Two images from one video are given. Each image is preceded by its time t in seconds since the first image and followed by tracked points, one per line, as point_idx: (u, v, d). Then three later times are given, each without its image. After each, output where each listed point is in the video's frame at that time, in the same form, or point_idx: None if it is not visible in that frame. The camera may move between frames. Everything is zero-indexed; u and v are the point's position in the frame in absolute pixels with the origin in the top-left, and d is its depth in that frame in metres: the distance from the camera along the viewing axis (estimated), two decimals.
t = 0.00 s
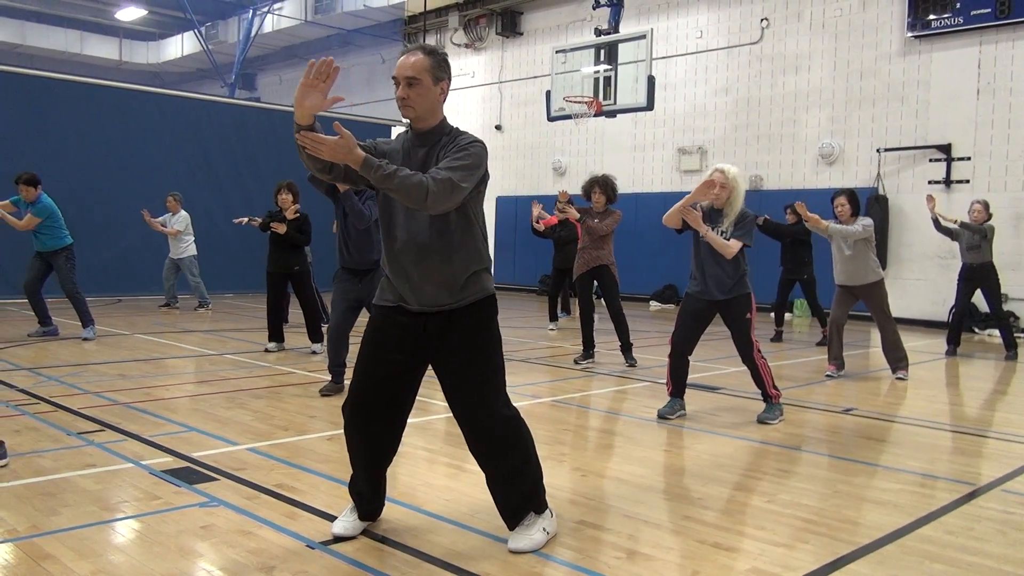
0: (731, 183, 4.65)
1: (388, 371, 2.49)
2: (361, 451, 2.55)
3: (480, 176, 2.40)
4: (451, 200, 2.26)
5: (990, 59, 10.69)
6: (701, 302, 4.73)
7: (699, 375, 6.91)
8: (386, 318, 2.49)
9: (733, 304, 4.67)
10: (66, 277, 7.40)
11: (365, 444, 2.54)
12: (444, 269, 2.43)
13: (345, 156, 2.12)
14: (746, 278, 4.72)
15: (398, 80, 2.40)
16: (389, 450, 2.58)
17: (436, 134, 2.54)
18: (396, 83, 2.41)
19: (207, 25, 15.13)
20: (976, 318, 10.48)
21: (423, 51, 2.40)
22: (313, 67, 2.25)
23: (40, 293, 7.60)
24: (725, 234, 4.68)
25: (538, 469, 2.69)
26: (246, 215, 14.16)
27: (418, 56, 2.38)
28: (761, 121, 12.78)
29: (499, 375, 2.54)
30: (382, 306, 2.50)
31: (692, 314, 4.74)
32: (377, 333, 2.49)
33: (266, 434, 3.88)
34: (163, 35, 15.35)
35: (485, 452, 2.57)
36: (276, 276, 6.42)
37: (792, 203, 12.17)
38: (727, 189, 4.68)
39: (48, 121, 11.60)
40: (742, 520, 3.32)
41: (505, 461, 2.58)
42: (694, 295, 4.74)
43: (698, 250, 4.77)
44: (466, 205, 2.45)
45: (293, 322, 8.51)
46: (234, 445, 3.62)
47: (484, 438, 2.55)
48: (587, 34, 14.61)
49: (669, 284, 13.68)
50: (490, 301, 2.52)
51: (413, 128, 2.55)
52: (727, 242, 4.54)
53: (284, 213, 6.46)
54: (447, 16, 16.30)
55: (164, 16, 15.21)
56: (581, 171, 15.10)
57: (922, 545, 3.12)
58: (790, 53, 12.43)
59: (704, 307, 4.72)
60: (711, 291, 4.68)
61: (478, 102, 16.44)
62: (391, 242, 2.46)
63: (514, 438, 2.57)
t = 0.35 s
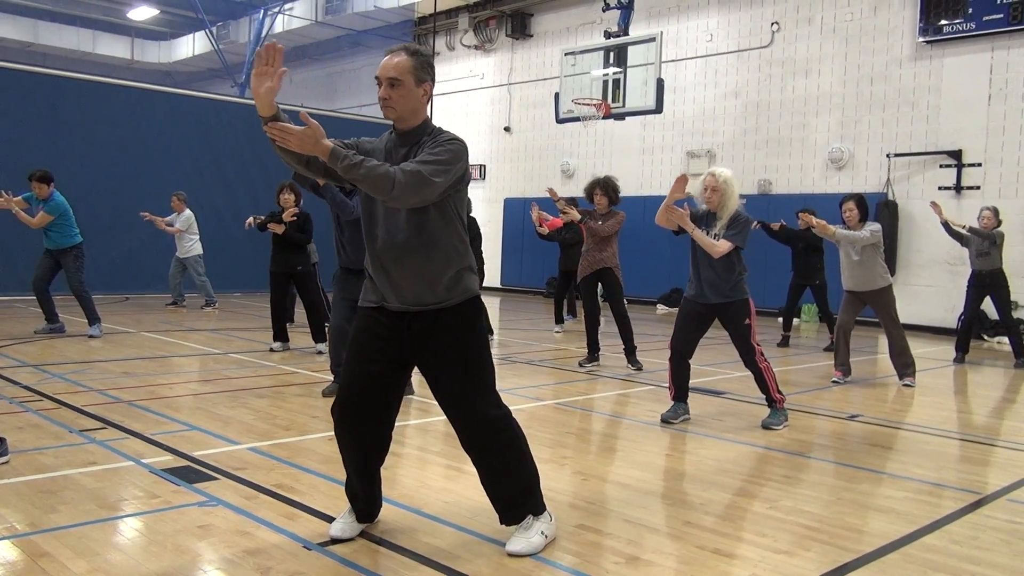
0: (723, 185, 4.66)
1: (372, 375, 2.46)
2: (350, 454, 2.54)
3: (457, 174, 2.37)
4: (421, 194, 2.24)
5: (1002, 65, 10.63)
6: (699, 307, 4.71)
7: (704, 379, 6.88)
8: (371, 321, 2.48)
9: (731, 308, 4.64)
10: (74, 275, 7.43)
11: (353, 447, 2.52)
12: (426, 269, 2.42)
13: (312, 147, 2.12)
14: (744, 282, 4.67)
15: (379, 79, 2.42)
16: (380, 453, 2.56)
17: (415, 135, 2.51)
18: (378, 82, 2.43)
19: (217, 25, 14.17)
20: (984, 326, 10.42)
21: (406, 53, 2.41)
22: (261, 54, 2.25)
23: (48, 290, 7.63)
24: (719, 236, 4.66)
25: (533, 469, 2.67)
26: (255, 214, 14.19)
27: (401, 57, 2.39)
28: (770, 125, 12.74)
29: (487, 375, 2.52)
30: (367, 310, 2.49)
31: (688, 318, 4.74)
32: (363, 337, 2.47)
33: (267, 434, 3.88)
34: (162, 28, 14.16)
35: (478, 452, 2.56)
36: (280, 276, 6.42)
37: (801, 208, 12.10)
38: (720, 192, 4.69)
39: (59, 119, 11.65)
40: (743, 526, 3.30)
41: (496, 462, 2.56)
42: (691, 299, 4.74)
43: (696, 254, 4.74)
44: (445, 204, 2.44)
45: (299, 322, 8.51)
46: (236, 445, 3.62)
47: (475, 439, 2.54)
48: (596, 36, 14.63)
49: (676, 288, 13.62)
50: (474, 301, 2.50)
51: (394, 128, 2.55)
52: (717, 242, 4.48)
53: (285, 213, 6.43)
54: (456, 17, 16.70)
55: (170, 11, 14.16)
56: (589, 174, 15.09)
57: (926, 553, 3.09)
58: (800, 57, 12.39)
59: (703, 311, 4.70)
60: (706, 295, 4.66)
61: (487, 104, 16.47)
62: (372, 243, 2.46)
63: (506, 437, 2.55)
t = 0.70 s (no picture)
0: (704, 190, 4.68)
1: (342, 376, 2.45)
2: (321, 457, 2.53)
3: (423, 171, 2.36)
4: (381, 188, 2.23)
5: (996, 72, 10.65)
6: (682, 310, 4.71)
7: (693, 383, 6.88)
8: (340, 322, 2.47)
9: (716, 313, 4.64)
10: (65, 271, 7.38)
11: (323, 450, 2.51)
12: (394, 269, 2.41)
13: (270, 140, 2.11)
14: (727, 286, 4.67)
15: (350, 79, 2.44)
16: (353, 454, 2.56)
17: (384, 134, 2.51)
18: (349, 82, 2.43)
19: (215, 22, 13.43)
20: (975, 333, 10.44)
21: (378, 53, 2.41)
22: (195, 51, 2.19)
23: (37, 285, 7.59)
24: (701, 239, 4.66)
25: (511, 469, 2.66)
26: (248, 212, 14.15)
27: (373, 58, 2.39)
28: (764, 130, 12.76)
29: (459, 375, 2.51)
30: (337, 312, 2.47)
31: (674, 321, 4.73)
32: (333, 339, 2.46)
33: (251, 433, 3.86)
34: (160, 23, 12.81)
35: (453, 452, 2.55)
36: (267, 274, 6.46)
37: (796, 214, 12.11)
38: (700, 196, 4.71)
39: (53, 113, 11.61)
40: (725, 531, 3.30)
41: (472, 462, 2.56)
42: (677, 303, 4.73)
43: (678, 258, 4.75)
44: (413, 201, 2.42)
45: (289, 320, 8.49)
46: (218, 444, 3.60)
47: (450, 438, 2.53)
48: (593, 38, 14.64)
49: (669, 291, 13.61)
50: (445, 300, 2.48)
51: (366, 128, 2.54)
52: (692, 243, 4.48)
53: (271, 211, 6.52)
54: (453, 17, 16.74)
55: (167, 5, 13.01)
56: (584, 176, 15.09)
57: (907, 561, 3.09)
58: (796, 63, 12.41)
59: (687, 315, 4.70)
60: (690, 298, 4.66)
61: (483, 104, 16.49)
62: (341, 243, 2.45)
63: (481, 437, 2.55)
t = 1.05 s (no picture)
0: (683, 192, 4.71)
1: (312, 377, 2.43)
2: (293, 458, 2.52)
3: (387, 169, 2.35)
4: (342, 184, 2.23)
5: (987, 76, 10.68)
6: (663, 311, 4.72)
7: (681, 384, 6.88)
8: (311, 324, 2.46)
9: (698, 315, 4.64)
10: (54, 268, 7.33)
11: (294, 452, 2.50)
12: (362, 269, 2.40)
13: (226, 134, 2.12)
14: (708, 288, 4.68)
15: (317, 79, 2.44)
16: (325, 455, 2.54)
17: (351, 134, 2.50)
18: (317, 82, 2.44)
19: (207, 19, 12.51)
20: (964, 336, 10.49)
21: (346, 53, 2.41)
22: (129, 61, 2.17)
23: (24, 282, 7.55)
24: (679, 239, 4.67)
25: (487, 467, 2.65)
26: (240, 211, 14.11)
27: (341, 57, 2.40)
28: (756, 132, 12.78)
29: (431, 375, 2.50)
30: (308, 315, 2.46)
31: (655, 323, 4.73)
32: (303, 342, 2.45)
33: (233, 432, 3.84)
34: (150, 21, 11.86)
35: (427, 452, 2.55)
36: (250, 272, 6.47)
37: (788, 216, 12.12)
38: (679, 199, 4.73)
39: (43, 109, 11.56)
40: (706, 532, 3.30)
41: (446, 461, 2.55)
42: (658, 305, 4.73)
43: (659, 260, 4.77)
44: (380, 201, 2.41)
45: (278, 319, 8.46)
46: (199, 442, 3.58)
47: (423, 437, 2.53)
48: (586, 39, 14.64)
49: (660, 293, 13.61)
50: (415, 300, 2.47)
51: (334, 129, 2.54)
52: (669, 242, 4.49)
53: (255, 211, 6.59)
54: (447, 17, 16.74)
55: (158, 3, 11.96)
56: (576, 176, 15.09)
57: (886, 564, 3.10)
58: (788, 65, 12.43)
59: (669, 316, 4.71)
60: (670, 299, 4.66)
61: (475, 104, 16.49)
62: (309, 245, 2.44)
63: (455, 436, 2.54)
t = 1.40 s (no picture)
0: (677, 193, 4.70)
1: (301, 379, 2.44)
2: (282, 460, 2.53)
3: (372, 170, 2.35)
4: (325, 184, 2.24)
5: (989, 76, 10.66)
6: (658, 312, 4.72)
7: (681, 384, 6.87)
8: (300, 327, 2.46)
9: (694, 316, 4.64)
10: (56, 268, 7.35)
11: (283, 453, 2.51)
12: (349, 271, 2.41)
13: (207, 132, 2.11)
14: (703, 289, 4.68)
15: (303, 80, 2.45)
16: (315, 456, 2.55)
17: (336, 136, 2.51)
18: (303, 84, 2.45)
19: (210, 20, 12.54)
20: (966, 336, 10.48)
21: (332, 55, 2.42)
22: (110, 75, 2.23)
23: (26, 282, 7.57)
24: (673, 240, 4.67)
25: (479, 467, 2.66)
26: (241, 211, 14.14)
27: (328, 58, 2.40)
28: (757, 132, 12.78)
29: (420, 375, 2.50)
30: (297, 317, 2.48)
31: (651, 324, 4.73)
32: (292, 344, 2.46)
33: (230, 432, 3.85)
34: (153, 23, 12.00)
35: (417, 453, 2.55)
36: (248, 273, 6.51)
37: (790, 216, 12.10)
38: (673, 200, 4.73)
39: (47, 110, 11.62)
40: (701, 533, 3.29)
41: (436, 460, 2.55)
42: (654, 306, 4.73)
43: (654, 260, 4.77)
44: (365, 202, 2.42)
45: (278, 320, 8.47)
46: (195, 442, 3.59)
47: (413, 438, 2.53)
48: (587, 39, 14.65)
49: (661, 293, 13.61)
50: (403, 301, 2.48)
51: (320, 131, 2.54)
52: (661, 241, 4.49)
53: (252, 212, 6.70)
54: (449, 17, 16.75)
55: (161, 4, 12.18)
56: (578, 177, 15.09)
57: (881, 565, 3.09)
58: (790, 65, 12.42)
59: (665, 317, 4.71)
60: (665, 300, 4.67)
61: (477, 105, 16.50)
62: (297, 248, 2.45)
63: (444, 436, 2.55)
